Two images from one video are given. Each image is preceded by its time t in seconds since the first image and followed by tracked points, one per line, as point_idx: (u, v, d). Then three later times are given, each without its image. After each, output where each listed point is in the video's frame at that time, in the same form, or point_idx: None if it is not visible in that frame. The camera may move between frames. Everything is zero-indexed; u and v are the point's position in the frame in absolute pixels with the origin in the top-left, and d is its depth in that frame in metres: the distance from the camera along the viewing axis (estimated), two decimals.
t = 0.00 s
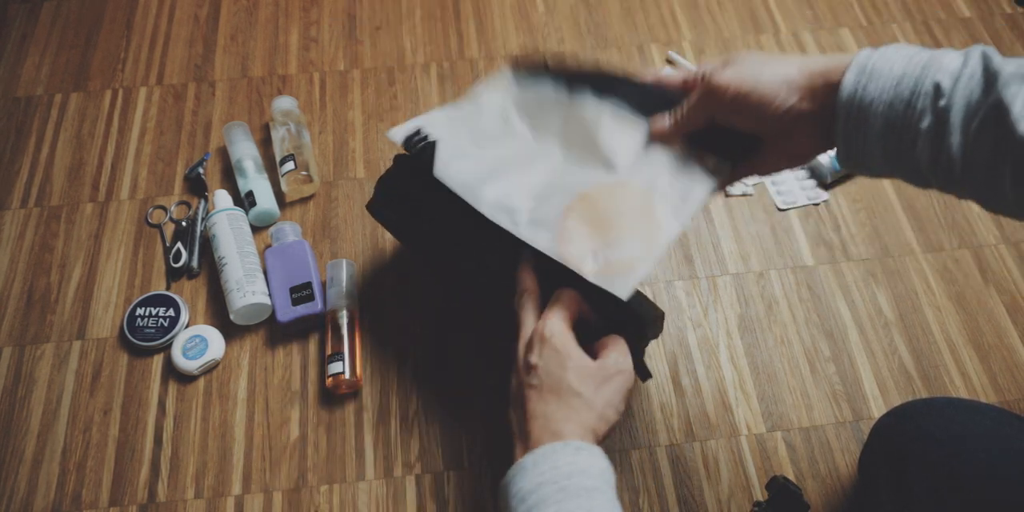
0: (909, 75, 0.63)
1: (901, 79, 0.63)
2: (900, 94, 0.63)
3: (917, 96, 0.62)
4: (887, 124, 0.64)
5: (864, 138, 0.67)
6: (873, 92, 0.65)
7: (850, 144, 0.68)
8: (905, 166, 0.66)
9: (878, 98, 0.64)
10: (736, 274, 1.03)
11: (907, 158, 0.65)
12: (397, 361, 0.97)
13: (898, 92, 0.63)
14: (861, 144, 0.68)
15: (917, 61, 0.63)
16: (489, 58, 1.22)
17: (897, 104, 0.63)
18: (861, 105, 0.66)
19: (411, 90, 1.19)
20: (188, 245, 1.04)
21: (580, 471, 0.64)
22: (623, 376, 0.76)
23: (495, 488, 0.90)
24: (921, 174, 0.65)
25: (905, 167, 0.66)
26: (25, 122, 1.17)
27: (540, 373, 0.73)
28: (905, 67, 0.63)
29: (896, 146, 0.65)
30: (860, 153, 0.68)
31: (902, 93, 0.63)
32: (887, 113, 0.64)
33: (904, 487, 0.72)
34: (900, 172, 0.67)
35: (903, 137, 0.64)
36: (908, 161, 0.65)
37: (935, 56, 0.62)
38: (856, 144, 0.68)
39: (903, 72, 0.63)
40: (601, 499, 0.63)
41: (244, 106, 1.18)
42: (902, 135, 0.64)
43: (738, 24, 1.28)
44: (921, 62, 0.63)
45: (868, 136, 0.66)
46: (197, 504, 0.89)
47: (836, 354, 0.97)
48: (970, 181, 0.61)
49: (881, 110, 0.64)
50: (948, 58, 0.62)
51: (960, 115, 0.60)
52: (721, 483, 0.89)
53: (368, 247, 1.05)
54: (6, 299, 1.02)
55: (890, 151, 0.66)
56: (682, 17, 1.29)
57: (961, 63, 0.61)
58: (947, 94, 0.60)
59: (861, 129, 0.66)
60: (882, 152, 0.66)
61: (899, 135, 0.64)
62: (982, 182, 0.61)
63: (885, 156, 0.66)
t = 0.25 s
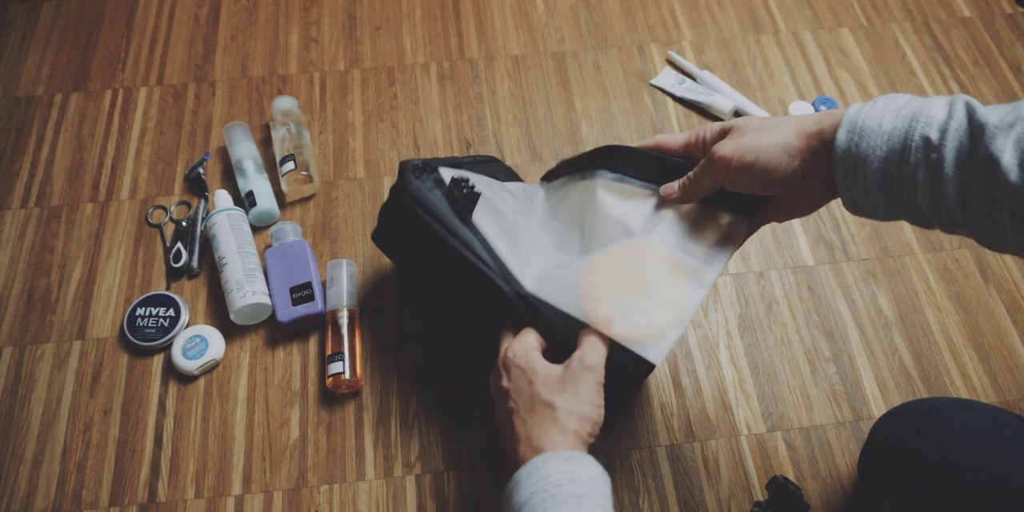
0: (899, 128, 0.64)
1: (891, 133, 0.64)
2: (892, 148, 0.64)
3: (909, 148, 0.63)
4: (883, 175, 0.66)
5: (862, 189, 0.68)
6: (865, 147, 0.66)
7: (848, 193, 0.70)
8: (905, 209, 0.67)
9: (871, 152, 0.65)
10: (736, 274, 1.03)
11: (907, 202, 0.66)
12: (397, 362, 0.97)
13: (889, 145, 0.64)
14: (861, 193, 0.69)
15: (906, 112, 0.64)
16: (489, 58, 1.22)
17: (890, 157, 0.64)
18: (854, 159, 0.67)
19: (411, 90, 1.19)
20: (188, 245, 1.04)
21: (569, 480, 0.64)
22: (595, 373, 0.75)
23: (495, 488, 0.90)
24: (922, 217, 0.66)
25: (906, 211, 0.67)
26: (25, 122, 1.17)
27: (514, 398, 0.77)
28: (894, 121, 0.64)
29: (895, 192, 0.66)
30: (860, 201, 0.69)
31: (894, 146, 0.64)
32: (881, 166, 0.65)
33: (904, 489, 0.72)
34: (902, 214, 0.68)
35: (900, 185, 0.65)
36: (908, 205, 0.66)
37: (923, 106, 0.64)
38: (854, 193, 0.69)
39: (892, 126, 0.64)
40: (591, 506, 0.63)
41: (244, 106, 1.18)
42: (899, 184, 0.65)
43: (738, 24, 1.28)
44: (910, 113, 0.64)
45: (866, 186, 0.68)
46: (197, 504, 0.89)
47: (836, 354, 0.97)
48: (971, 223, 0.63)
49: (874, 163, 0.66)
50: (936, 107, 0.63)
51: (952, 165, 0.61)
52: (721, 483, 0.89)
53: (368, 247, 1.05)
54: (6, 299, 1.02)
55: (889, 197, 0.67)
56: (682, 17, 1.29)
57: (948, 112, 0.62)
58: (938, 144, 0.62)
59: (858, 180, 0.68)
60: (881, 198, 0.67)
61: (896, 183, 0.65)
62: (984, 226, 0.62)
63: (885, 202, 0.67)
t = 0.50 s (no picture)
0: (816, 176, 0.53)
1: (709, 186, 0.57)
2: (662, 207, 0.58)
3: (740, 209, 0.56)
4: (771, 228, 0.56)
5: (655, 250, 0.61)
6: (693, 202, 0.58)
7: (831, 248, 0.54)
8: (858, 256, 0.53)
9: (779, 201, 0.55)
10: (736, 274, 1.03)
11: (857, 247, 0.53)
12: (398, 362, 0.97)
13: (779, 200, 0.55)
14: (926, 240, 0.51)
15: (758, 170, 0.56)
16: (489, 58, 1.22)
17: (771, 212, 0.55)
18: (837, 204, 0.53)
19: (411, 90, 1.19)
20: (188, 245, 1.04)
21: (511, 445, 0.65)
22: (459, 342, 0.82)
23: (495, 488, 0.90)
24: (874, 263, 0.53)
25: (843, 263, 0.55)
26: (24, 121, 1.17)
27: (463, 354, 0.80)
28: (723, 184, 0.57)
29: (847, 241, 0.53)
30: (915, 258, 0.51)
31: (754, 207, 0.56)
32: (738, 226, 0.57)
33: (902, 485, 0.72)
34: (866, 280, 0.55)
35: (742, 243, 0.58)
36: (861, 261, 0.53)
37: (866, 148, 0.53)
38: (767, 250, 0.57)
39: (812, 174, 0.54)
40: (545, 466, 0.64)
41: (244, 106, 1.18)
42: (937, 233, 0.50)
43: (737, 24, 1.28)
44: (787, 169, 0.55)
45: (747, 239, 0.57)
46: (197, 504, 0.89)
47: (836, 354, 0.97)
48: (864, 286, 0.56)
49: (886, 208, 0.51)
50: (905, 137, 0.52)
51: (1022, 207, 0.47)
52: (721, 483, 0.89)
53: (368, 246, 1.05)
54: (6, 299, 1.02)
55: (826, 264, 0.56)
56: (682, 17, 1.29)
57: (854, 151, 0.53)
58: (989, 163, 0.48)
59: (778, 238, 0.56)
60: (915, 258, 0.52)
61: (904, 234, 0.51)
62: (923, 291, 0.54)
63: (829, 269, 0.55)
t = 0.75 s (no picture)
0: (824, 123, 0.54)
1: (746, 140, 0.58)
2: (697, 150, 0.61)
3: (772, 158, 0.56)
4: (790, 174, 0.56)
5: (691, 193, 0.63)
6: (727, 154, 0.59)
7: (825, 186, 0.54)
8: (854, 200, 0.53)
9: (795, 145, 0.55)
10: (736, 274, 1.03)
11: (851, 190, 0.53)
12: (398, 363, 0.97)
13: (796, 141, 0.55)
14: (920, 179, 0.49)
15: (796, 123, 0.56)
16: (489, 58, 1.22)
17: (778, 164, 0.56)
18: (835, 152, 0.53)
19: (411, 90, 1.19)
20: (188, 245, 1.04)
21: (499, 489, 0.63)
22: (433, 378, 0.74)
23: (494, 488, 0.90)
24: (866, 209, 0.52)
25: (839, 209, 0.55)
26: (24, 121, 1.17)
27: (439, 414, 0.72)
28: (760, 137, 0.58)
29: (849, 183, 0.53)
30: (907, 196, 0.50)
31: (771, 150, 0.57)
32: (773, 172, 0.57)
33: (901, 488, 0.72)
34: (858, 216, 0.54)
35: (761, 190, 0.59)
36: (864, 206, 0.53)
37: (886, 105, 0.52)
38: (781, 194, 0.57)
39: (834, 123, 0.54)
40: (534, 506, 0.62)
41: (244, 106, 1.18)
42: (928, 178, 0.49)
43: (737, 24, 1.28)
44: (813, 120, 0.55)
45: (770, 184, 0.58)
46: (197, 504, 0.89)
47: (835, 354, 0.97)
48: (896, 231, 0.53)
49: (879, 157, 0.51)
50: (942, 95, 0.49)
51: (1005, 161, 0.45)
52: (721, 483, 0.89)
53: (368, 246, 1.05)
54: (6, 299, 1.02)
55: (834, 203, 0.55)
56: (682, 17, 1.29)
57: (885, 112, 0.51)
58: (976, 117, 0.47)
59: (785, 184, 0.57)
60: (901, 204, 0.51)
61: (886, 181, 0.51)
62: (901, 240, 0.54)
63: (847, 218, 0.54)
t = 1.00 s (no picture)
0: (901, 53, 0.58)
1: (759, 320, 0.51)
2: (765, 92, 0.64)
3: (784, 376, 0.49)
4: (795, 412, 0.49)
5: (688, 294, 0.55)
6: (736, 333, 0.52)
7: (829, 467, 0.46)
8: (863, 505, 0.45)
9: (796, 386, 0.49)
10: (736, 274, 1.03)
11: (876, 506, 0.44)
12: (398, 363, 0.97)
13: (798, 369, 0.49)
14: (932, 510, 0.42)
15: (804, 331, 0.49)
16: (489, 58, 1.22)
17: (780, 389, 0.50)
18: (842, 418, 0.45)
19: (411, 90, 1.19)
20: (188, 245, 1.04)
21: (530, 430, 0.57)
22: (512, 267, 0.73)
23: (495, 488, 0.89)
24: None
25: (903, 139, 0.60)
26: (24, 121, 1.17)
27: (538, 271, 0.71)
28: (823, 75, 0.62)
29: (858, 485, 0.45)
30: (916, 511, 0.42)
31: (848, 72, 0.61)
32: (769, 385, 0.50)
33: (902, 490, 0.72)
34: None
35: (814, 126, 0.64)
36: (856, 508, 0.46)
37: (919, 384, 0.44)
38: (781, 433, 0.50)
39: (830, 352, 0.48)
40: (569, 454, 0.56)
41: (244, 106, 1.18)
42: None
43: (738, 24, 1.28)
44: (812, 358, 0.48)
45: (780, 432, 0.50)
46: (197, 504, 0.89)
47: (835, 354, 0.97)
48: None
49: (954, 88, 0.55)
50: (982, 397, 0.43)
51: None
52: (721, 483, 0.89)
53: (368, 246, 1.05)
54: (6, 299, 1.02)
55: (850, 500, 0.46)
56: (682, 17, 1.29)
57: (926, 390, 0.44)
58: None
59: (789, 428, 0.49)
60: None
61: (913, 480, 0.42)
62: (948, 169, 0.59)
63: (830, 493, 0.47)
